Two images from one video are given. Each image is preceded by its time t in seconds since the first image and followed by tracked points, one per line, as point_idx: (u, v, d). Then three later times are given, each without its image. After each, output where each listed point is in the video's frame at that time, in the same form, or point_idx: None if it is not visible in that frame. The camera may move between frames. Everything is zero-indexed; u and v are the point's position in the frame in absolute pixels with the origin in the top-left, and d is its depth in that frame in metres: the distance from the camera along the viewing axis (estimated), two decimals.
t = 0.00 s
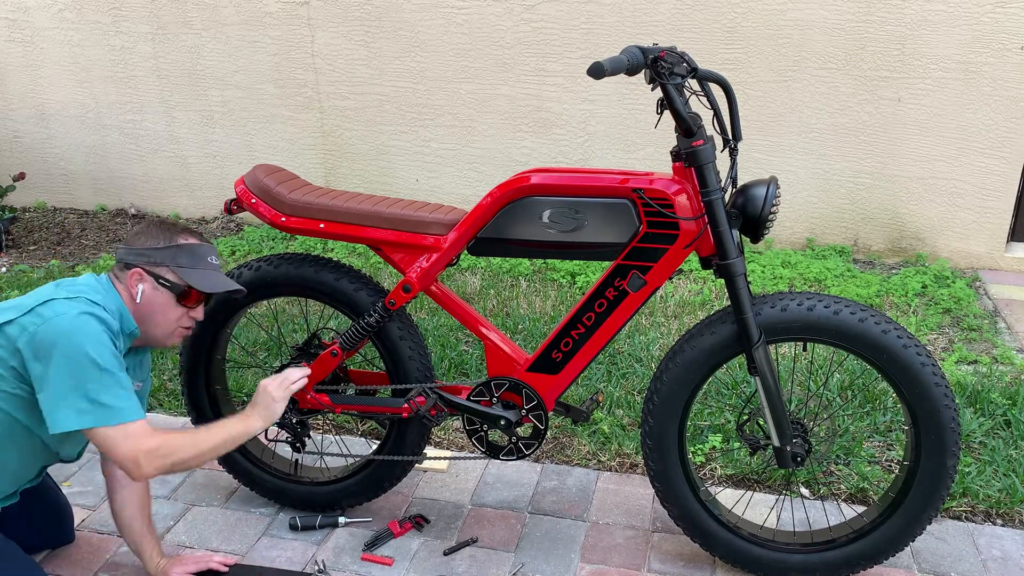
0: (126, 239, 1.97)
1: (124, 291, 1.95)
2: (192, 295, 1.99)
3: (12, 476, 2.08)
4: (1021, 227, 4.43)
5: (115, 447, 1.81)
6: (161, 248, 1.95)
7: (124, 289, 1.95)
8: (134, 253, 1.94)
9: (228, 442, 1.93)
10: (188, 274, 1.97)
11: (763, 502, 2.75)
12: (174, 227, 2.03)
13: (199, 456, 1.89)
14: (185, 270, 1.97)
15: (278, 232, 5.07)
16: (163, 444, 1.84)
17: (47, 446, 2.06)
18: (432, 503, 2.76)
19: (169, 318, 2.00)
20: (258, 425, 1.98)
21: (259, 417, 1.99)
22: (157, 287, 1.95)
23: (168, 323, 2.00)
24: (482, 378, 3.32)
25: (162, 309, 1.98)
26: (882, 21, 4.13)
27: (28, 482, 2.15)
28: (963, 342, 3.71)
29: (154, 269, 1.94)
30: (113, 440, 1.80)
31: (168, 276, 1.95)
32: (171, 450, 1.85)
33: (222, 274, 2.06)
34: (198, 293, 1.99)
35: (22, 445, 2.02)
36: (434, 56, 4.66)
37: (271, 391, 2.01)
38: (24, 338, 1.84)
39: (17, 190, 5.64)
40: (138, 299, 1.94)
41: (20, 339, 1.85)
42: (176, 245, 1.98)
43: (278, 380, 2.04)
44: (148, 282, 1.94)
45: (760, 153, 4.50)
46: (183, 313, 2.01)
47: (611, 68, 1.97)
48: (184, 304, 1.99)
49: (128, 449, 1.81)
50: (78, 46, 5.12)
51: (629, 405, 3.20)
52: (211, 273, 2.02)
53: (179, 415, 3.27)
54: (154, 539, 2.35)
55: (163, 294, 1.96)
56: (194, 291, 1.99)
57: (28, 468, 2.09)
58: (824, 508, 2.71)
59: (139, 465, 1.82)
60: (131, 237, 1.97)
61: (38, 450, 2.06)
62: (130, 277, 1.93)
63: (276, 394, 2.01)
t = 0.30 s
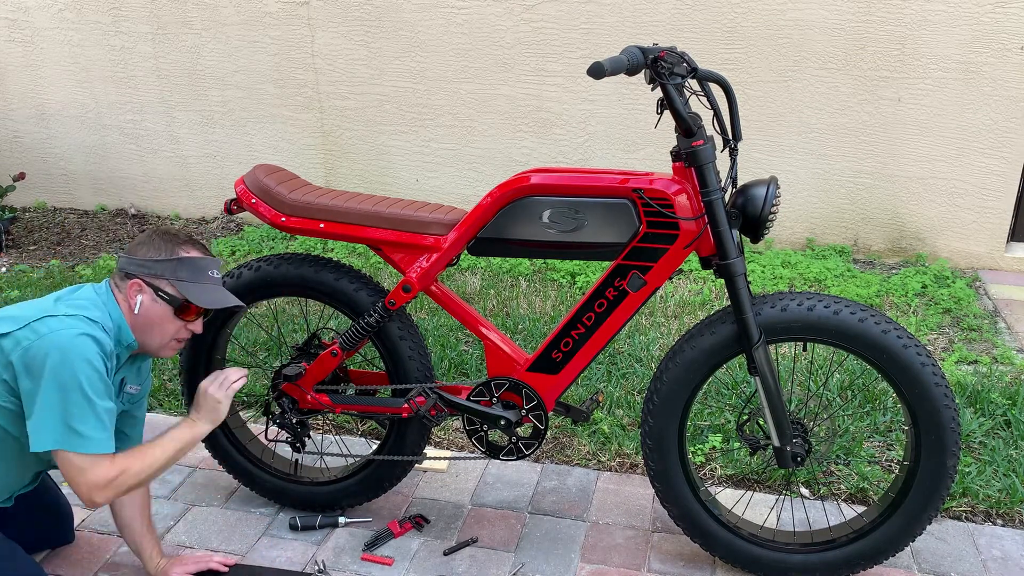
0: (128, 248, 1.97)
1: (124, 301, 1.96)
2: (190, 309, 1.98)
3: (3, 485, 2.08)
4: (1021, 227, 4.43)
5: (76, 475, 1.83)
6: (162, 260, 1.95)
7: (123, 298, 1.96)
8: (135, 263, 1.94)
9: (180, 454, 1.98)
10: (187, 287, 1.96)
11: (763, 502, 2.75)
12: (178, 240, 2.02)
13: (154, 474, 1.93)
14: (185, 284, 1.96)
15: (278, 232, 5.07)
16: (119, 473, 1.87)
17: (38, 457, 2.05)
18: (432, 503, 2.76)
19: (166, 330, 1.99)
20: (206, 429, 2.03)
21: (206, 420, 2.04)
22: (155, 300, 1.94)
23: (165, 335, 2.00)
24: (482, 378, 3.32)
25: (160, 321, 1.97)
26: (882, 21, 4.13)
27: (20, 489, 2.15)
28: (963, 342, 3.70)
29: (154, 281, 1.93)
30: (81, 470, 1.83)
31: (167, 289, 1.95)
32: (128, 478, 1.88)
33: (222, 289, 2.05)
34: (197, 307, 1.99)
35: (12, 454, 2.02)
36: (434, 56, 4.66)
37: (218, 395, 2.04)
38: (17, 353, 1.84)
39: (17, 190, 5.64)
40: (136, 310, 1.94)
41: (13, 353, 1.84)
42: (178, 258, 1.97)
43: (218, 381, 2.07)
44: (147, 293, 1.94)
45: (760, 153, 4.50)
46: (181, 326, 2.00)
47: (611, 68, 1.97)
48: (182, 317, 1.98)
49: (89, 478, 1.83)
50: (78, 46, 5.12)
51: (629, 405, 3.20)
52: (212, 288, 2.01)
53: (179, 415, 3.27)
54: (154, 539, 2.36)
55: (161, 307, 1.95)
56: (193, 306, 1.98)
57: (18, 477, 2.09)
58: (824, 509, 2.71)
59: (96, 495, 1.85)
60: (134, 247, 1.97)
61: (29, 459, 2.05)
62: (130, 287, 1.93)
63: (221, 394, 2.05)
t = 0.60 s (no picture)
0: (128, 253, 1.97)
1: (122, 307, 1.96)
2: (189, 317, 1.98)
3: None
4: (1021, 227, 4.43)
5: (56, 484, 1.83)
6: (161, 267, 1.94)
7: (121, 304, 1.96)
8: (134, 269, 1.94)
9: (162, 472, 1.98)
10: (187, 296, 1.96)
11: (763, 502, 2.75)
12: (179, 246, 2.01)
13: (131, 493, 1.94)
14: (184, 293, 1.96)
15: (277, 232, 5.07)
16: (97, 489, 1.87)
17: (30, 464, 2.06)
18: (432, 504, 2.76)
19: (164, 338, 1.99)
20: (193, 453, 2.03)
21: (194, 444, 2.03)
22: (155, 307, 1.95)
23: (163, 342, 2.00)
24: (482, 378, 3.32)
25: (159, 328, 1.97)
26: (882, 21, 4.13)
27: (15, 493, 2.16)
28: (963, 342, 3.70)
29: (152, 288, 1.94)
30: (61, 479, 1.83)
31: (165, 297, 1.95)
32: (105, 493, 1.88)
33: (222, 297, 2.04)
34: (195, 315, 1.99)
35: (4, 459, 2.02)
36: (434, 56, 4.66)
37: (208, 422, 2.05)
38: (10, 360, 1.84)
39: (17, 190, 5.64)
40: (134, 317, 1.95)
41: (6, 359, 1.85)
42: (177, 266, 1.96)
43: (210, 407, 2.07)
44: (146, 301, 1.94)
45: (760, 153, 4.50)
46: (179, 334, 2.00)
47: (611, 68, 1.97)
48: (180, 326, 1.98)
49: (68, 490, 1.84)
50: (78, 46, 5.12)
51: (629, 405, 3.20)
52: (211, 296, 2.01)
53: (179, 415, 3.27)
54: (154, 538, 2.36)
55: (160, 314, 1.96)
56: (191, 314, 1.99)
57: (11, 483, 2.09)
58: (824, 509, 2.71)
59: (73, 506, 1.86)
60: (133, 253, 1.96)
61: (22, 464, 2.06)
62: (129, 294, 1.93)
63: (215, 423, 2.05)
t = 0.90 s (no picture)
0: (129, 258, 1.97)
1: (122, 312, 1.95)
2: (190, 323, 1.99)
3: None
4: (1021, 227, 4.43)
5: (57, 490, 1.85)
6: (163, 274, 1.94)
7: (121, 309, 1.95)
8: (135, 275, 1.94)
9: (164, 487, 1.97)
10: (187, 303, 1.96)
11: (762, 502, 2.75)
12: (180, 252, 2.01)
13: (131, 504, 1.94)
14: (184, 299, 1.96)
15: (277, 232, 5.07)
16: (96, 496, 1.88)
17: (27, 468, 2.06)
18: (432, 503, 2.76)
19: (164, 343, 1.99)
20: (195, 471, 2.01)
21: (197, 463, 2.02)
22: (155, 314, 1.95)
23: (162, 348, 2.00)
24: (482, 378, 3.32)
25: (158, 334, 1.97)
26: (882, 21, 4.13)
27: (15, 496, 2.16)
28: (963, 342, 3.70)
29: (153, 294, 1.94)
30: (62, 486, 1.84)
31: (166, 303, 1.95)
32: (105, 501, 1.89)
33: (222, 303, 2.05)
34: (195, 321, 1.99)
35: (1, 465, 2.03)
36: (434, 56, 4.66)
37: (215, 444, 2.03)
38: (10, 367, 1.84)
39: (17, 190, 5.64)
40: (134, 323, 1.95)
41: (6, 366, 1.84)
42: (178, 273, 1.96)
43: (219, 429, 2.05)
44: (146, 307, 1.94)
45: (760, 153, 4.50)
46: (178, 339, 2.01)
47: (611, 68, 1.97)
48: (180, 332, 1.99)
49: (68, 496, 1.85)
50: (78, 46, 5.12)
51: (629, 405, 3.20)
52: (211, 303, 2.01)
53: (179, 415, 3.27)
54: (154, 539, 2.36)
55: (160, 320, 1.96)
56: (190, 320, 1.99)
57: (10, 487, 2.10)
58: (823, 508, 2.71)
59: (73, 512, 1.87)
60: (134, 258, 1.97)
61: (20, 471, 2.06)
62: (129, 299, 1.93)
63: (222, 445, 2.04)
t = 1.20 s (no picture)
0: (128, 260, 1.97)
1: (122, 315, 1.96)
2: (191, 326, 1.99)
3: None
4: (1022, 227, 4.43)
5: (56, 491, 1.85)
6: (163, 277, 1.94)
7: (121, 311, 1.96)
8: (134, 277, 1.93)
9: (160, 493, 1.97)
10: (187, 305, 1.96)
11: (763, 502, 2.75)
12: (180, 254, 2.01)
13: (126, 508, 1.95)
14: (185, 302, 1.96)
15: (277, 232, 5.07)
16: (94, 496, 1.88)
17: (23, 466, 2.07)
18: (432, 504, 2.76)
19: (164, 345, 1.99)
20: (192, 479, 2.01)
21: (195, 472, 2.02)
22: (156, 316, 1.95)
23: (162, 350, 2.00)
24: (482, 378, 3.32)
25: (159, 336, 1.98)
26: (882, 21, 4.13)
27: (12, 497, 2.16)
28: (963, 342, 3.70)
29: (154, 297, 1.94)
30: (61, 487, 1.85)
31: (167, 305, 1.95)
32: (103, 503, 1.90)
33: (222, 306, 2.05)
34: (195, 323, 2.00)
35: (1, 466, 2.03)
36: (434, 56, 4.66)
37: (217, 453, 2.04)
38: (9, 368, 1.84)
39: (17, 190, 5.64)
40: (135, 325, 1.95)
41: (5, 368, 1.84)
42: (179, 275, 1.96)
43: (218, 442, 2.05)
44: (147, 309, 1.95)
45: (760, 153, 4.50)
46: (179, 342, 2.01)
47: (611, 68, 1.97)
48: (181, 334, 1.99)
49: (66, 496, 1.86)
50: (78, 46, 5.12)
51: (629, 405, 3.20)
52: (212, 305, 2.01)
53: (179, 415, 3.27)
54: (154, 539, 2.36)
55: (160, 322, 1.96)
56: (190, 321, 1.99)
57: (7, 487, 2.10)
58: (824, 508, 2.71)
59: (69, 513, 1.87)
60: (135, 260, 1.96)
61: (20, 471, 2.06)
62: (129, 302, 1.93)
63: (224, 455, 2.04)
